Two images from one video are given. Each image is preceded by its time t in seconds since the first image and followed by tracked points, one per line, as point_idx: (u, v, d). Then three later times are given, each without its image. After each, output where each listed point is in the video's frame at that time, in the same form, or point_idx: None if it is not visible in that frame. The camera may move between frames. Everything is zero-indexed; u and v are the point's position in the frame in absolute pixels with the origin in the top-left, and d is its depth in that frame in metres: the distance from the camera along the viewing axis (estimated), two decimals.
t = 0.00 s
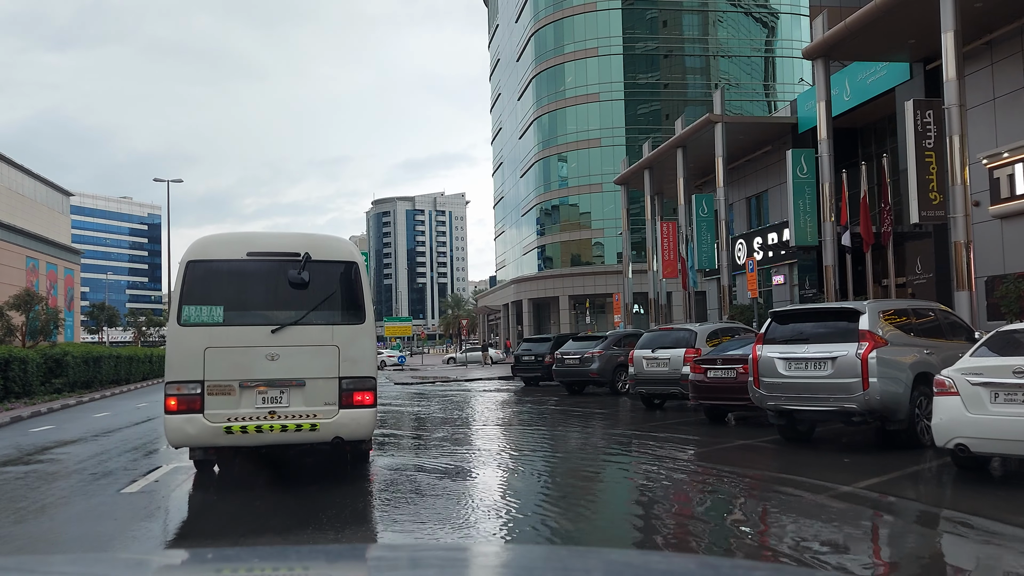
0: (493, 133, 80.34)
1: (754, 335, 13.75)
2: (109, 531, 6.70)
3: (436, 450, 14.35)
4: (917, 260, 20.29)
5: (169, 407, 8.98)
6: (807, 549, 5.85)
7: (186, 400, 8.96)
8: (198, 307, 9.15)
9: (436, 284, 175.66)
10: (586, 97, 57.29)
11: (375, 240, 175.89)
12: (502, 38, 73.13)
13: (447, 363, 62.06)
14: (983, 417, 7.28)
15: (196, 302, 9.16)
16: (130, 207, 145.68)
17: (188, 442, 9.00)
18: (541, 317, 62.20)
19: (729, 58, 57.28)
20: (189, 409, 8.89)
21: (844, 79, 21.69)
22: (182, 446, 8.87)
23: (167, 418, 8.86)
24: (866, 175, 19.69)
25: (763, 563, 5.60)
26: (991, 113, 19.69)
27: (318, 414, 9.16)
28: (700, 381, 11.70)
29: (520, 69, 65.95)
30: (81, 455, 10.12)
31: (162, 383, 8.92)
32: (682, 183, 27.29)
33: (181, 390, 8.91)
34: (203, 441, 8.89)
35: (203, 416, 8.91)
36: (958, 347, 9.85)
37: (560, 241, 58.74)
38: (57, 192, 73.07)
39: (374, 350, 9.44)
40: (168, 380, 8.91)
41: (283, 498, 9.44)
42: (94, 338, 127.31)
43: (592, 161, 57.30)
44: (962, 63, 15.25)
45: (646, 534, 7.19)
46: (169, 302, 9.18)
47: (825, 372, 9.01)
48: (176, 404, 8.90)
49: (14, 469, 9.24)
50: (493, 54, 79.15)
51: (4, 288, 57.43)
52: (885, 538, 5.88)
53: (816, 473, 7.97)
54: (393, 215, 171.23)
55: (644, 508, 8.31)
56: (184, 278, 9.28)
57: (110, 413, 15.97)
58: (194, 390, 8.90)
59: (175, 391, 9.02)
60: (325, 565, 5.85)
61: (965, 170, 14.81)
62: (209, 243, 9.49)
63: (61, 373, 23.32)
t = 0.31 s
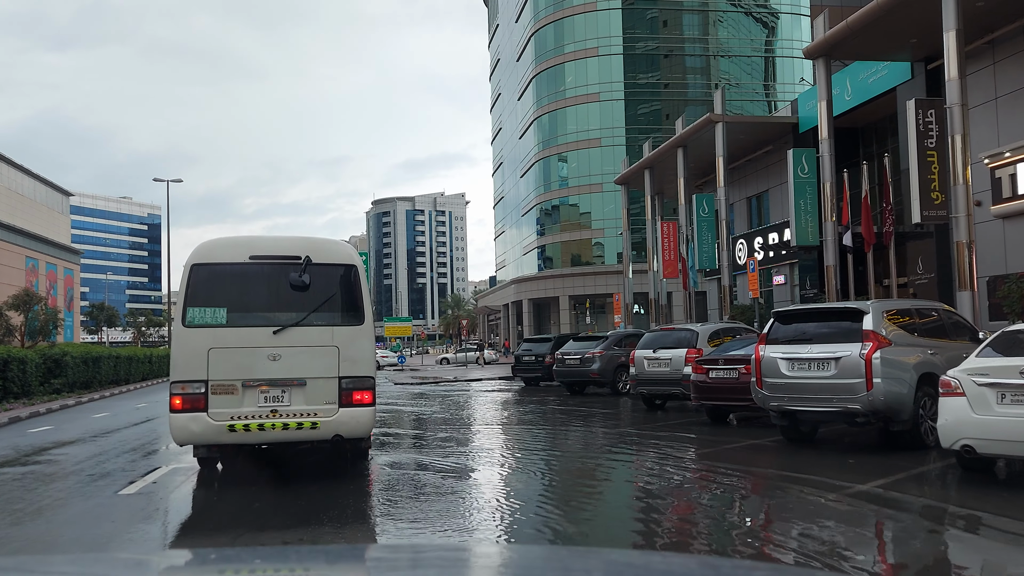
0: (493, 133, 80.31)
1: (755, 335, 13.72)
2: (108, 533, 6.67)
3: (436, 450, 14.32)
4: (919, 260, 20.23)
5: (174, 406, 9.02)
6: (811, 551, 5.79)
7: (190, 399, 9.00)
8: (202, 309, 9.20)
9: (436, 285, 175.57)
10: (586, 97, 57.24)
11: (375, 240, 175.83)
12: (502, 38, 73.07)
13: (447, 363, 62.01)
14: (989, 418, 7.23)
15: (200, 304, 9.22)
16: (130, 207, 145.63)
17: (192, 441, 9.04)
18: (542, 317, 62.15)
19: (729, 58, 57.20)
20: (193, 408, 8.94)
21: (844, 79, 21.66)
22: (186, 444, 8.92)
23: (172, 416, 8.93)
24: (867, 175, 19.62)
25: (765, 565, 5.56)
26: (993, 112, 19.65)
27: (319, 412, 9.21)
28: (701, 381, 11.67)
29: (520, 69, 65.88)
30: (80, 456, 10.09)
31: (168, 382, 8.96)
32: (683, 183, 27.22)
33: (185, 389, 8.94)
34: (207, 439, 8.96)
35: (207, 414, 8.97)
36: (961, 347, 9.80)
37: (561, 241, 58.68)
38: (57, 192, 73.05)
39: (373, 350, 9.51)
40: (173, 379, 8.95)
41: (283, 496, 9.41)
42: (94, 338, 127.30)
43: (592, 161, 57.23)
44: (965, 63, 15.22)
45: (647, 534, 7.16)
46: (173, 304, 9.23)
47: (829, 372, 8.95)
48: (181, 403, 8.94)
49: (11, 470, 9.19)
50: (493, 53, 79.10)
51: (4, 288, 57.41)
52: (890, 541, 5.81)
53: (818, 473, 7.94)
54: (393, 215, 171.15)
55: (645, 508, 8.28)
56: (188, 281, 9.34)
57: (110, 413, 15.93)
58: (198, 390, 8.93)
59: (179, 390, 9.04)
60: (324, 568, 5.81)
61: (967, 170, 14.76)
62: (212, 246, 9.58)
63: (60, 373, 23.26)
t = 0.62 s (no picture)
0: (493, 133, 80.25)
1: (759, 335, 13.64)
2: (104, 535, 6.60)
3: (437, 450, 14.27)
4: (921, 261, 20.15)
5: (178, 405, 9.18)
6: (816, 553, 5.70)
7: (194, 397, 9.15)
8: (206, 311, 9.37)
9: (436, 285, 175.50)
10: (587, 97, 57.16)
11: (375, 240, 175.75)
12: (503, 38, 73.01)
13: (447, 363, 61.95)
14: (999, 420, 7.16)
15: (204, 305, 9.38)
16: (130, 207, 145.57)
17: (196, 439, 9.20)
18: (542, 317, 62.12)
19: (730, 57, 57.11)
20: (197, 406, 9.12)
21: (847, 78, 21.56)
22: (191, 441, 9.08)
23: (177, 415, 9.11)
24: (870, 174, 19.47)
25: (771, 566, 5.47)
26: (996, 112, 19.56)
27: (319, 411, 9.36)
28: (703, 382, 11.60)
29: (520, 69, 65.83)
30: (77, 456, 10.01)
31: (172, 381, 9.10)
32: (683, 183, 27.14)
33: (189, 388, 9.10)
34: (211, 437, 9.13)
35: (211, 413, 9.14)
36: (967, 347, 9.73)
37: (561, 241, 58.64)
38: (57, 192, 72.98)
39: (372, 350, 9.63)
40: (177, 378, 9.10)
41: (283, 495, 9.33)
42: (93, 338, 127.22)
43: (592, 161, 57.15)
44: (968, 61, 15.12)
45: (650, 536, 7.08)
46: (178, 306, 9.39)
47: (834, 373, 8.88)
48: (185, 402, 9.10)
49: (7, 471, 9.10)
50: (493, 53, 78.98)
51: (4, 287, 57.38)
52: (896, 545, 5.73)
53: (822, 474, 7.87)
54: (393, 215, 171.05)
55: (648, 509, 8.21)
56: (191, 283, 9.49)
57: (109, 413, 15.87)
58: (202, 389, 9.09)
59: (183, 389, 9.18)
60: (325, 571, 5.74)
61: (970, 170, 14.70)
62: (216, 249, 9.75)
63: (58, 373, 23.18)
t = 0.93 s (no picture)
0: (494, 133, 80.10)
1: (763, 335, 13.53)
2: (100, 537, 6.51)
3: (437, 450, 14.14)
4: (925, 260, 20.01)
5: (184, 403, 9.63)
6: (824, 556, 5.60)
7: (199, 395, 9.59)
8: (210, 312, 9.83)
9: (436, 285, 175.26)
10: (588, 96, 57.02)
11: (375, 240, 175.55)
12: (504, 37, 72.84)
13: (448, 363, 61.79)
14: (1015, 423, 7.04)
15: (208, 307, 9.85)
16: (130, 206, 145.44)
17: (201, 436, 9.64)
18: (542, 317, 62.24)
19: (731, 57, 56.95)
20: (202, 404, 9.58)
21: (850, 76, 21.45)
22: (195, 438, 9.52)
23: (182, 412, 9.55)
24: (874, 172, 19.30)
25: (776, 569, 5.39)
26: (1001, 110, 19.44)
27: (319, 409, 9.80)
28: (707, 383, 11.50)
29: (521, 68, 65.68)
30: (75, 457, 9.94)
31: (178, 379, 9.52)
32: (685, 182, 26.99)
33: (194, 386, 9.53)
34: (215, 434, 9.58)
35: (215, 410, 9.59)
36: (976, 347, 9.61)
37: (562, 241, 58.50)
38: (57, 191, 72.88)
39: (371, 351, 10.10)
40: (183, 376, 9.54)
41: (283, 493, 9.23)
42: (93, 338, 126.95)
43: (593, 161, 56.98)
44: (973, 59, 15.03)
45: (657, 535, 6.99)
46: (184, 308, 9.86)
47: (843, 374, 8.77)
48: (190, 400, 9.53)
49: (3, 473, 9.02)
50: (494, 52, 78.83)
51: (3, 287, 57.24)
52: (905, 547, 5.63)
53: (830, 476, 7.75)
54: (393, 215, 170.86)
55: (652, 509, 8.12)
56: (196, 286, 9.98)
57: (108, 414, 15.78)
58: (206, 387, 9.55)
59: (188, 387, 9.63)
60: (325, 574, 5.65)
61: (976, 168, 14.57)
62: (220, 252, 10.23)
63: (56, 373, 23.07)
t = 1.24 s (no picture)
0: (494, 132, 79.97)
1: (768, 335, 13.40)
2: (94, 543, 6.35)
3: (436, 450, 14.01)
4: (929, 259, 19.88)
5: (186, 401, 9.58)
6: (837, 563, 5.44)
7: (202, 394, 9.55)
8: (212, 313, 9.79)
9: (436, 284, 175.14)
10: (588, 95, 56.87)
11: (375, 240, 175.46)
12: (504, 36, 72.68)
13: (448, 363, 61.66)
14: None
15: (210, 307, 9.82)
16: (130, 207, 145.40)
17: (204, 434, 9.60)
18: (543, 317, 62.13)
19: (732, 56, 56.85)
20: (204, 403, 9.53)
21: (853, 73, 21.32)
22: (198, 437, 9.47)
23: (185, 411, 9.49)
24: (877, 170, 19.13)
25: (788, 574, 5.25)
26: (1006, 108, 19.34)
27: (320, 408, 9.78)
28: (711, 383, 11.38)
29: (521, 68, 65.54)
30: (71, 459, 9.83)
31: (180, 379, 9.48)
32: (687, 180, 26.81)
33: (197, 385, 9.49)
34: (218, 432, 9.53)
35: (217, 409, 9.55)
36: (987, 347, 9.49)
37: (562, 241, 58.40)
38: (57, 191, 72.79)
39: (371, 351, 10.05)
40: (186, 376, 9.49)
41: (283, 493, 9.12)
42: (93, 338, 126.79)
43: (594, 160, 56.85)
44: (979, 56, 14.91)
45: (661, 536, 6.87)
46: (186, 309, 9.82)
47: (852, 373, 8.65)
48: (193, 399, 9.49)
49: None
50: (494, 52, 78.71)
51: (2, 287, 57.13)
52: (922, 553, 5.46)
53: (837, 478, 7.63)
54: (393, 214, 170.77)
55: (654, 510, 8.01)
56: (198, 287, 9.93)
57: (105, 414, 15.65)
58: (209, 386, 9.51)
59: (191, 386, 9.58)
60: None
61: (982, 166, 14.43)
62: (221, 254, 10.17)
63: (54, 373, 22.94)
